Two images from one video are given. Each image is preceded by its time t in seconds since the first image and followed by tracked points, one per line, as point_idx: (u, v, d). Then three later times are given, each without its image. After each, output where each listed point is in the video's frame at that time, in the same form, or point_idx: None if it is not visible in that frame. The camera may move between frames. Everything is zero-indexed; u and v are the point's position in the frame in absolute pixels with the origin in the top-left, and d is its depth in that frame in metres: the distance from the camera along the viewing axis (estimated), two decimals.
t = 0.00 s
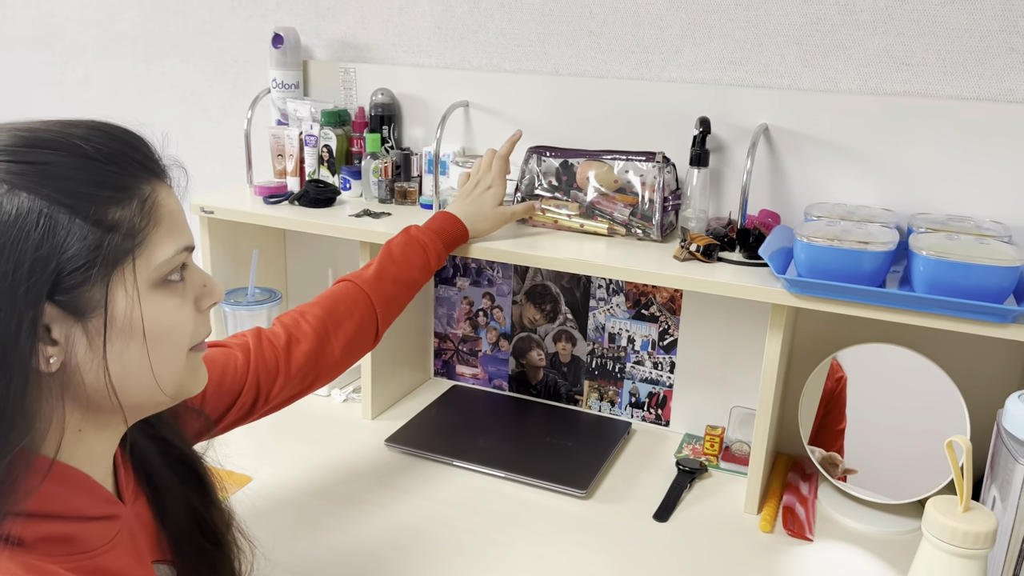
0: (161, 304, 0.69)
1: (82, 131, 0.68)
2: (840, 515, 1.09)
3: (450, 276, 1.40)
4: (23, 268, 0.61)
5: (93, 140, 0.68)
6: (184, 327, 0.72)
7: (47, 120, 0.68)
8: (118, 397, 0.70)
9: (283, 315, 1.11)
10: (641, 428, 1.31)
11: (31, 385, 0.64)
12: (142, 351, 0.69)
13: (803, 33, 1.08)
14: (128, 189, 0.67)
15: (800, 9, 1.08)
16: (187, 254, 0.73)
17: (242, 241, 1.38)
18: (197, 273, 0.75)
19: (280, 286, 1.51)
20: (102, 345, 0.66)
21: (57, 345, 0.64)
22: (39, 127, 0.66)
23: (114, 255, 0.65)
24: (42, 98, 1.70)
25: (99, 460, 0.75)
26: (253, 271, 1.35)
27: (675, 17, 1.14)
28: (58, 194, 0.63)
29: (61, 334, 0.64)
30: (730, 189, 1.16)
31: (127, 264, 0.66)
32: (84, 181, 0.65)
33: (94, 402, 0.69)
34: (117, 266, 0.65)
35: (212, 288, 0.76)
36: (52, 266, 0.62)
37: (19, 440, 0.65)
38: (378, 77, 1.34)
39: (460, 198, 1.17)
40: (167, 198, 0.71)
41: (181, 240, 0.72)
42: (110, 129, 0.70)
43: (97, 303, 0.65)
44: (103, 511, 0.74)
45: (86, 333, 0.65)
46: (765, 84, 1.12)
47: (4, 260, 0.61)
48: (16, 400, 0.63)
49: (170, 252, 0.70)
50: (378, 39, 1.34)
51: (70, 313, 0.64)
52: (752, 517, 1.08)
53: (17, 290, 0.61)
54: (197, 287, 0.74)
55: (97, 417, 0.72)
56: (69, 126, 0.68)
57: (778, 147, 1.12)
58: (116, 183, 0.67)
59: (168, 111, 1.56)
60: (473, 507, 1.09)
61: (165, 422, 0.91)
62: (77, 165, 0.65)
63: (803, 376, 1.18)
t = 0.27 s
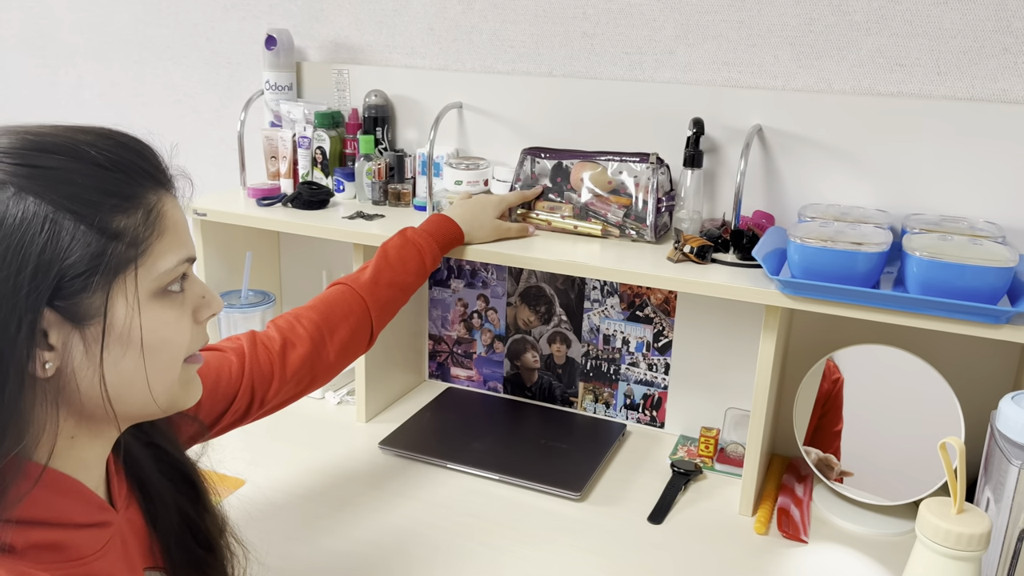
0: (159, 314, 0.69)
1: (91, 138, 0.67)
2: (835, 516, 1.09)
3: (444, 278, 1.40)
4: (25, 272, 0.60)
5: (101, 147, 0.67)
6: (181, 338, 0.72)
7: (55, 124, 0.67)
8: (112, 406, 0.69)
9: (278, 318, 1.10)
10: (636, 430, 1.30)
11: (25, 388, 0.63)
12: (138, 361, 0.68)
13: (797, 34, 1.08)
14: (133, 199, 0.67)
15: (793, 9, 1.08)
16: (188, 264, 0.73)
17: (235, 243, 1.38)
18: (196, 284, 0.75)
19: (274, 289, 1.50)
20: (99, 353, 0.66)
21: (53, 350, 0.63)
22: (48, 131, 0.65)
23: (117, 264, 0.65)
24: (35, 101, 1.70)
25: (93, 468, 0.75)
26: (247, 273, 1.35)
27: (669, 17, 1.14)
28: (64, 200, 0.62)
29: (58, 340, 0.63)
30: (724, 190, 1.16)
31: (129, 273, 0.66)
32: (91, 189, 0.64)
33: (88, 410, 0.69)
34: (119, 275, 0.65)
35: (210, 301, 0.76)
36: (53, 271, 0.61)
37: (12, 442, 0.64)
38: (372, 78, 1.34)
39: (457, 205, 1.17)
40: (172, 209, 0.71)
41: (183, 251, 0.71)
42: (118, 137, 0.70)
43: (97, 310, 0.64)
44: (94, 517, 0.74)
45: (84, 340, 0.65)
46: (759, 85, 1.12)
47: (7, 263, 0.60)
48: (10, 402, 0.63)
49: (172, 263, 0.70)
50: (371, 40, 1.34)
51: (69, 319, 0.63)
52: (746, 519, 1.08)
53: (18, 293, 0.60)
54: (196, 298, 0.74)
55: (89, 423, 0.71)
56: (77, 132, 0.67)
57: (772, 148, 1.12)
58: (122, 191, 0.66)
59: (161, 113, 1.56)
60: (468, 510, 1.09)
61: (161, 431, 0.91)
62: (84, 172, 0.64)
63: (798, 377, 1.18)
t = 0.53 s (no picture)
0: (164, 317, 0.69)
1: (98, 140, 0.66)
2: (834, 516, 1.08)
3: (442, 278, 1.39)
4: (34, 275, 0.60)
5: (108, 150, 0.66)
6: (184, 340, 0.72)
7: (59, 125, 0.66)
8: (116, 409, 0.69)
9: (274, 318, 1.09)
10: (635, 430, 1.30)
11: (29, 390, 0.63)
12: (144, 363, 0.68)
13: (794, 33, 1.08)
14: (140, 202, 0.66)
15: (791, 8, 1.07)
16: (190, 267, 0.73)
17: (232, 244, 1.37)
18: (196, 286, 0.74)
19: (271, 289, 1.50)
20: (106, 356, 0.65)
21: (59, 353, 0.63)
22: (56, 132, 0.65)
23: (124, 267, 0.64)
24: (32, 101, 1.69)
25: (89, 471, 0.74)
26: (244, 274, 1.34)
27: (666, 16, 1.14)
28: (72, 203, 0.62)
29: (66, 343, 0.63)
30: (722, 190, 1.16)
31: (135, 276, 0.65)
32: (99, 192, 0.64)
33: (91, 412, 0.69)
34: (126, 278, 0.65)
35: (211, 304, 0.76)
36: (62, 275, 0.61)
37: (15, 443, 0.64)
38: (369, 78, 1.34)
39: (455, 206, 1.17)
40: (177, 212, 0.71)
41: (186, 255, 0.71)
42: (124, 139, 0.69)
43: (103, 313, 0.64)
44: (89, 520, 0.73)
45: (90, 343, 0.64)
46: (757, 84, 1.11)
47: (15, 267, 0.60)
48: (14, 404, 0.62)
49: (177, 266, 0.70)
50: (368, 40, 1.33)
51: (76, 322, 0.63)
52: (745, 519, 1.08)
53: (26, 296, 0.60)
54: (197, 300, 0.74)
55: (89, 425, 0.71)
56: (83, 133, 0.66)
57: (770, 147, 1.11)
58: (130, 195, 0.66)
59: (158, 113, 1.55)
60: (465, 511, 1.08)
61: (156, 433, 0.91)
62: (92, 175, 0.64)
63: (797, 376, 1.18)
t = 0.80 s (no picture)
0: (172, 319, 0.69)
1: (106, 143, 0.66)
2: (834, 516, 1.08)
3: (442, 279, 1.40)
4: (48, 278, 0.60)
5: (117, 153, 0.66)
6: (191, 342, 0.72)
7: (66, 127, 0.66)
8: (124, 409, 0.69)
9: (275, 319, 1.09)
10: (635, 430, 1.30)
11: (41, 392, 0.63)
12: (153, 365, 0.69)
13: (794, 33, 1.08)
14: (151, 205, 0.67)
15: (791, 9, 1.07)
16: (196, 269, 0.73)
17: (233, 245, 1.37)
18: (202, 288, 0.75)
19: (272, 290, 1.50)
20: (116, 357, 0.66)
21: (71, 355, 0.63)
22: (66, 135, 0.65)
23: (136, 270, 0.65)
24: (32, 102, 1.69)
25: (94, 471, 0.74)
26: (245, 275, 1.35)
27: (667, 17, 1.14)
28: (84, 206, 0.62)
29: (78, 345, 0.63)
30: (723, 190, 1.16)
31: (146, 278, 0.66)
32: (111, 195, 0.64)
33: (99, 413, 0.69)
34: (137, 280, 0.65)
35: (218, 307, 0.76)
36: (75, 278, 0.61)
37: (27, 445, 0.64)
38: (369, 79, 1.34)
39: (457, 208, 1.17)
40: (185, 215, 0.71)
41: (193, 257, 0.71)
42: (132, 141, 0.69)
43: (115, 315, 0.64)
44: (93, 521, 0.73)
45: (101, 345, 0.64)
46: (757, 85, 1.11)
47: (28, 271, 0.60)
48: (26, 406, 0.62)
49: (185, 268, 0.70)
50: (369, 41, 1.33)
51: (88, 324, 0.63)
52: (746, 519, 1.08)
53: (40, 299, 0.60)
54: (203, 301, 0.74)
55: (95, 426, 0.71)
56: (92, 136, 0.66)
57: (770, 147, 1.11)
58: (141, 198, 0.66)
59: (158, 114, 1.55)
60: (466, 511, 1.08)
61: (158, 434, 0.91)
62: (103, 178, 0.64)
63: (797, 377, 1.18)
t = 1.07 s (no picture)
0: (181, 322, 0.70)
1: (116, 145, 0.66)
2: (839, 516, 1.08)
3: (446, 279, 1.40)
4: (61, 282, 0.60)
5: (127, 156, 0.66)
6: (200, 344, 0.72)
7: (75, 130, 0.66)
8: (134, 412, 0.69)
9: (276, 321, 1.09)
10: (639, 431, 1.30)
11: (53, 395, 0.63)
12: (162, 368, 0.69)
13: (798, 33, 1.08)
14: (161, 208, 0.67)
15: (795, 9, 1.07)
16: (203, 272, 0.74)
17: (237, 246, 1.37)
18: (210, 291, 0.75)
19: (276, 291, 1.50)
20: (126, 361, 0.66)
21: (82, 358, 0.63)
22: (77, 139, 0.65)
23: (146, 273, 0.65)
24: (36, 104, 1.70)
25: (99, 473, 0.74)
26: (249, 276, 1.35)
27: (670, 18, 1.14)
28: (96, 210, 0.62)
29: (89, 349, 0.63)
30: (727, 190, 1.16)
31: (156, 282, 0.66)
32: (122, 199, 0.64)
33: (109, 415, 0.69)
34: (148, 284, 0.65)
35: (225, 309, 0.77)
36: (87, 282, 0.61)
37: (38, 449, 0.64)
38: (373, 80, 1.34)
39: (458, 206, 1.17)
40: (193, 217, 0.71)
41: (201, 260, 0.72)
42: (141, 144, 0.69)
43: (126, 319, 0.64)
44: (99, 524, 0.73)
45: (112, 348, 0.65)
46: (760, 85, 1.11)
47: (42, 274, 0.60)
48: (38, 409, 0.62)
49: (193, 272, 0.71)
50: (372, 42, 1.34)
51: (99, 328, 0.63)
52: (751, 519, 1.08)
53: (52, 303, 0.60)
54: (211, 304, 0.75)
55: (104, 428, 0.71)
56: (101, 139, 0.66)
57: (775, 147, 1.12)
58: (151, 201, 0.66)
59: (162, 116, 1.56)
60: (471, 512, 1.08)
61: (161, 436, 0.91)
62: (114, 181, 0.64)
63: (802, 377, 1.18)
